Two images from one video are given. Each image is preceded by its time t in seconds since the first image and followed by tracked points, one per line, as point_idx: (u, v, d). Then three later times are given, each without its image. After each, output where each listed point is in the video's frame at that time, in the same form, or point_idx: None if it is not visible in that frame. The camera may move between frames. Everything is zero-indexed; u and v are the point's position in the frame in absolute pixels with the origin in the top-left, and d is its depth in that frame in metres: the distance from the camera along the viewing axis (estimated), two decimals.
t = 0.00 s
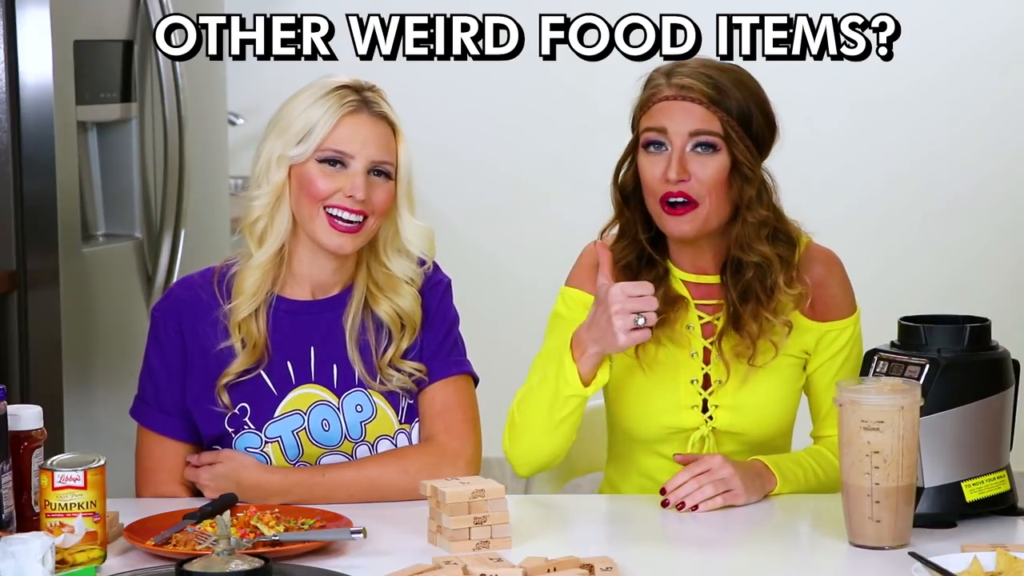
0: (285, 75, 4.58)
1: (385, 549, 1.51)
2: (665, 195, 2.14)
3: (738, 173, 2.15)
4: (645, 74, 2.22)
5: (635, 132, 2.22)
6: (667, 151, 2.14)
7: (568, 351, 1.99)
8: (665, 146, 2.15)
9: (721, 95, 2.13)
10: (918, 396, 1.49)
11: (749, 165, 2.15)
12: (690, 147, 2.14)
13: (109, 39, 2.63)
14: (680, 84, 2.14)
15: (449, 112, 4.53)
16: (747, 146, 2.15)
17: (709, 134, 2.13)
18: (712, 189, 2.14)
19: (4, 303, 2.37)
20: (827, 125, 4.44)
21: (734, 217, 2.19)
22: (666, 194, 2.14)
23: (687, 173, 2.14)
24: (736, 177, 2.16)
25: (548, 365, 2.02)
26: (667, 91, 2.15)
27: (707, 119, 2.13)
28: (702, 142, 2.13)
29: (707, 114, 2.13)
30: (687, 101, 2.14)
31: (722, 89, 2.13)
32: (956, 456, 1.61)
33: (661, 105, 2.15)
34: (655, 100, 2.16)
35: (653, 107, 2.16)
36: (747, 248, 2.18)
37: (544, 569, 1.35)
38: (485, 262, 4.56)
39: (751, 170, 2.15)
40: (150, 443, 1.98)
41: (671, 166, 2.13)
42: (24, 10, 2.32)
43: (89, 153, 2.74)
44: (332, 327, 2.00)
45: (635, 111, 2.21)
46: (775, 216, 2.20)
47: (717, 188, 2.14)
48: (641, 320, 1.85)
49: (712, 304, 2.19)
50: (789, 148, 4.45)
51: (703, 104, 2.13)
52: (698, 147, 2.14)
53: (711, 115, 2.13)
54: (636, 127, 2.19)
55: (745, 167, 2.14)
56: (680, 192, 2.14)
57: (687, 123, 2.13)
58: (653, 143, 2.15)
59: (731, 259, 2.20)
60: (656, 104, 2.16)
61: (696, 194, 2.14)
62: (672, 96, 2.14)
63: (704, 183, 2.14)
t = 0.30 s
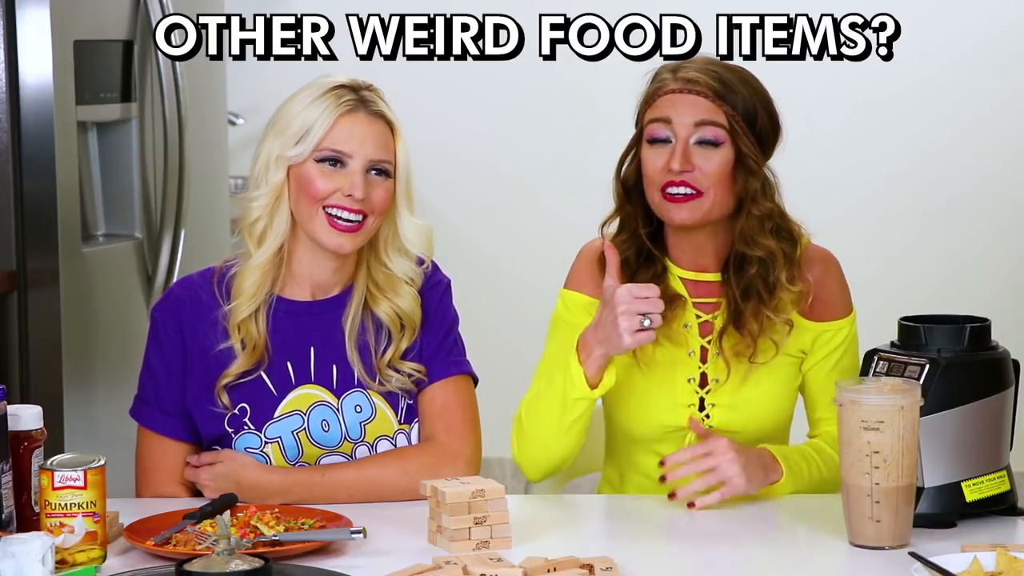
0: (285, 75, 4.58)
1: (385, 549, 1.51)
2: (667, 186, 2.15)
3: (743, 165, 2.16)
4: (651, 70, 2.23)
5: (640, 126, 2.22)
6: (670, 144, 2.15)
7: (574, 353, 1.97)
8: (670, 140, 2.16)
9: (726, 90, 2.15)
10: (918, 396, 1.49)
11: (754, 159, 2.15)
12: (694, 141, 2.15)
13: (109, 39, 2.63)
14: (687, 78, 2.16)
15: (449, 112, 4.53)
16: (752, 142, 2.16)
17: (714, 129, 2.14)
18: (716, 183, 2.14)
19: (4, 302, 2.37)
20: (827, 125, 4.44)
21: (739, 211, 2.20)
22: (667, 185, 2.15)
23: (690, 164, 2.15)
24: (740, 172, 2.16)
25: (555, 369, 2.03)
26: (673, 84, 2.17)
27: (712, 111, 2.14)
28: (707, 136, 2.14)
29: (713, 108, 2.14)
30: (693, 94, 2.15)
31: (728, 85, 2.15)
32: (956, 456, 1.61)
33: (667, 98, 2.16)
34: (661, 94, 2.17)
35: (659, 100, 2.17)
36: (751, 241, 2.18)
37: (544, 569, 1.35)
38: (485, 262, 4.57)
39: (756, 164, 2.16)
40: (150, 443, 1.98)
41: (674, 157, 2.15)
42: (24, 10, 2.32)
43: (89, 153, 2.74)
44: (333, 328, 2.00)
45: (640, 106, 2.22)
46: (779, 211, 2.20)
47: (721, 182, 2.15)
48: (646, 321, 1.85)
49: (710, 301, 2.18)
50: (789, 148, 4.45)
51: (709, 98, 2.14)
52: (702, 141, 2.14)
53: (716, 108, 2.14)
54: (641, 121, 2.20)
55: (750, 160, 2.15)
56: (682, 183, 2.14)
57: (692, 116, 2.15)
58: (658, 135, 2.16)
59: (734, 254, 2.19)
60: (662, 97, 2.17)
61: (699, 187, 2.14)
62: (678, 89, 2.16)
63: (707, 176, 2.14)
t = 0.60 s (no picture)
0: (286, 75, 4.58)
1: (385, 549, 1.51)
2: (661, 186, 2.23)
3: (738, 172, 2.22)
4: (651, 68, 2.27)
5: (637, 123, 2.27)
6: (667, 144, 2.21)
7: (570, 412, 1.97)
8: (667, 140, 2.22)
9: (726, 93, 2.19)
10: (919, 396, 1.49)
11: (749, 166, 2.22)
12: (691, 143, 2.21)
13: (109, 38, 2.63)
14: (688, 79, 2.19)
15: (449, 112, 4.53)
16: (749, 148, 2.22)
17: (712, 132, 2.20)
18: (708, 187, 2.22)
19: (4, 302, 2.37)
20: (827, 124, 4.44)
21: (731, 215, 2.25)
22: (662, 185, 2.23)
23: (685, 167, 2.22)
24: (735, 177, 2.22)
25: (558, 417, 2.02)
26: (675, 84, 2.21)
27: (711, 115, 2.19)
28: (704, 139, 2.20)
29: (712, 111, 2.19)
30: (693, 96, 2.20)
31: (728, 89, 2.19)
32: (956, 456, 1.62)
33: (667, 97, 2.21)
34: (661, 93, 2.21)
35: (658, 99, 2.22)
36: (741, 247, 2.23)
37: (544, 569, 1.35)
38: (485, 262, 4.57)
39: (751, 171, 2.22)
40: (151, 443, 1.98)
41: (670, 158, 2.22)
42: (24, 10, 2.32)
43: (89, 153, 2.74)
44: (333, 328, 2.00)
45: (638, 103, 2.26)
46: (771, 219, 2.24)
47: (713, 186, 2.22)
48: (612, 375, 1.80)
49: (693, 299, 2.18)
50: (789, 148, 4.45)
51: (708, 100, 2.19)
52: (699, 143, 2.20)
53: (715, 112, 2.19)
54: (639, 117, 2.24)
55: (745, 166, 2.21)
56: (677, 185, 2.22)
57: (691, 117, 2.20)
58: (655, 132, 2.21)
59: (722, 256, 2.23)
60: (662, 96, 2.21)
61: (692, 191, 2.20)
62: (678, 90, 2.20)
63: (701, 181, 2.22)
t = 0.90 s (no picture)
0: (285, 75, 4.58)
1: (385, 549, 1.51)
2: (651, 197, 2.17)
3: (727, 177, 2.18)
4: (631, 75, 2.23)
5: (621, 134, 2.23)
6: (657, 154, 2.17)
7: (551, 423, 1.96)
8: (656, 150, 2.18)
9: (712, 99, 2.17)
10: (919, 396, 1.49)
11: (738, 170, 2.18)
12: (681, 152, 2.17)
13: (109, 39, 2.63)
14: (673, 88, 2.17)
15: (449, 112, 4.53)
16: (737, 152, 2.19)
17: (701, 139, 2.17)
18: (702, 195, 2.17)
19: (4, 303, 2.37)
20: (827, 124, 4.44)
21: (722, 220, 2.21)
22: (652, 197, 2.17)
23: (677, 177, 2.17)
24: (725, 181, 2.19)
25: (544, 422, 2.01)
26: (659, 93, 2.18)
27: (699, 123, 2.16)
28: (694, 146, 2.17)
29: (699, 119, 2.17)
30: (679, 105, 2.17)
31: (714, 94, 2.17)
32: (956, 456, 1.61)
33: (652, 107, 2.17)
34: (646, 102, 2.18)
35: (643, 109, 2.19)
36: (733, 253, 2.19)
37: (544, 569, 1.35)
38: (485, 262, 4.57)
39: (740, 175, 2.18)
40: (151, 443, 1.98)
41: (661, 170, 2.17)
42: (24, 10, 2.32)
43: (89, 153, 2.74)
44: (333, 328, 2.00)
45: (620, 111, 2.23)
46: (763, 222, 2.21)
47: (706, 193, 2.18)
48: (584, 392, 1.78)
49: (682, 303, 2.17)
50: (789, 148, 4.46)
51: (695, 109, 2.17)
52: (689, 151, 2.17)
53: (702, 120, 2.16)
54: (623, 126, 2.21)
55: (734, 171, 2.17)
56: (669, 195, 2.17)
57: (678, 127, 2.17)
58: (643, 144, 2.18)
59: (712, 257, 2.21)
60: (647, 105, 2.18)
61: (686, 199, 2.16)
62: (664, 99, 2.17)
63: (694, 190, 2.17)
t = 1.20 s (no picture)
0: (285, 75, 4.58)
1: (385, 549, 1.51)
2: (659, 194, 2.18)
3: (731, 165, 2.20)
4: (624, 74, 2.23)
5: (617, 134, 2.22)
6: (662, 150, 2.18)
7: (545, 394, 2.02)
8: (660, 146, 2.18)
9: (711, 92, 2.18)
10: (919, 396, 1.49)
11: (739, 159, 2.20)
12: (685, 146, 2.18)
13: (109, 38, 2.63)
14: (673, 83, 2.17)
15: (449, 112, 4.53)
16: (736, 141, 2.21)
17: (704, 132, 2.18)
18: (705, 188, 2.19)
19: (4, 303, 2.37)
20: (827, 124, 4.44)
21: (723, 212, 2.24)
22: (660, 193, 2.18)
23: (683, 171, 2.18)
24: (727, 172, 2.20)
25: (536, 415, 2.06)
26: (659, 89, 2.18)
27: (701, 115, 2.17)
28: (696, 140, 2.18)
29: (701, 112, 2.18)
30: (681, 99, 2.17)
31: (712, 88, 2.18)
32: (956, 456, 1.61)
33: (654, 103, 2.17)
34: (646, 99, 2.18)
35: (643, 106, 2.18)
36: (744, 240, 2.24)
37: (544, 569, 1.35)
38: (485, 262, 4.57)
39: (744, 164, 2.20)
40: (151, 443, 1.98)
41: (668, 165, 2.17)
42: (24, 10, 2.33)
43: (89, 153, 2.74)
44: (333, 327, 2.00)
45: (616, 109, 2.22)
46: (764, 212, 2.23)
47: (709, 186, 2.19)
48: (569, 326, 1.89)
49: (681, 302, 2.18)
50: (788, 148, 4.46)
51: (696, 102, 2.18)
52: (694, 145, 2.18)
53: (704, 113, 2.18)
54: (621, 125, 2.20)
55: (738, 159, 2.19)
56: (676, 190, 2.18)
57: (681, 121, 2.17)
58: (646, 141, 2.18)
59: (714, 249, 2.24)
60: (647, 102, 2.18)
61: (691, 194, 2.18)
62: (664, 95, 2.17)
63: (698, 184, 2.18)
